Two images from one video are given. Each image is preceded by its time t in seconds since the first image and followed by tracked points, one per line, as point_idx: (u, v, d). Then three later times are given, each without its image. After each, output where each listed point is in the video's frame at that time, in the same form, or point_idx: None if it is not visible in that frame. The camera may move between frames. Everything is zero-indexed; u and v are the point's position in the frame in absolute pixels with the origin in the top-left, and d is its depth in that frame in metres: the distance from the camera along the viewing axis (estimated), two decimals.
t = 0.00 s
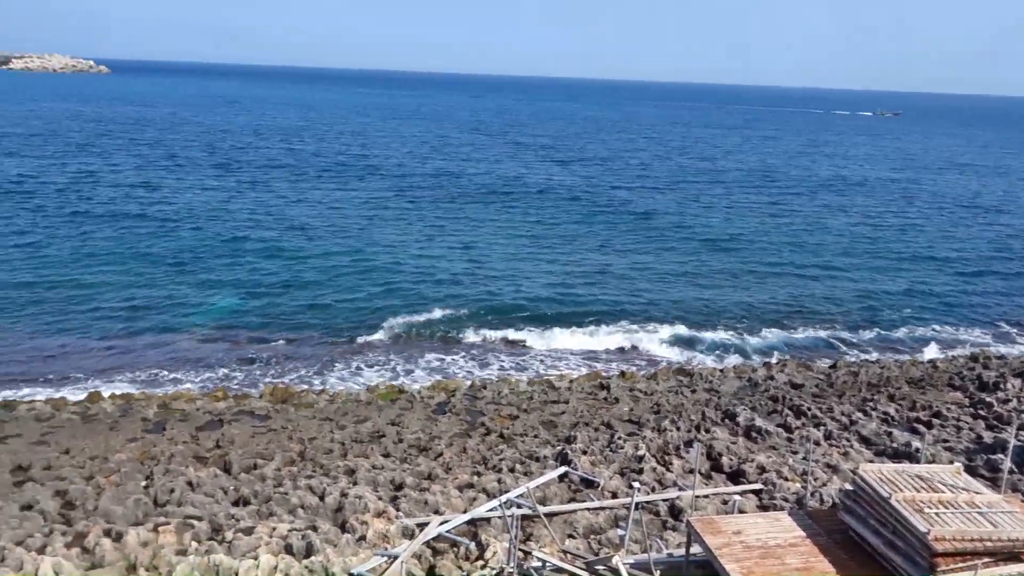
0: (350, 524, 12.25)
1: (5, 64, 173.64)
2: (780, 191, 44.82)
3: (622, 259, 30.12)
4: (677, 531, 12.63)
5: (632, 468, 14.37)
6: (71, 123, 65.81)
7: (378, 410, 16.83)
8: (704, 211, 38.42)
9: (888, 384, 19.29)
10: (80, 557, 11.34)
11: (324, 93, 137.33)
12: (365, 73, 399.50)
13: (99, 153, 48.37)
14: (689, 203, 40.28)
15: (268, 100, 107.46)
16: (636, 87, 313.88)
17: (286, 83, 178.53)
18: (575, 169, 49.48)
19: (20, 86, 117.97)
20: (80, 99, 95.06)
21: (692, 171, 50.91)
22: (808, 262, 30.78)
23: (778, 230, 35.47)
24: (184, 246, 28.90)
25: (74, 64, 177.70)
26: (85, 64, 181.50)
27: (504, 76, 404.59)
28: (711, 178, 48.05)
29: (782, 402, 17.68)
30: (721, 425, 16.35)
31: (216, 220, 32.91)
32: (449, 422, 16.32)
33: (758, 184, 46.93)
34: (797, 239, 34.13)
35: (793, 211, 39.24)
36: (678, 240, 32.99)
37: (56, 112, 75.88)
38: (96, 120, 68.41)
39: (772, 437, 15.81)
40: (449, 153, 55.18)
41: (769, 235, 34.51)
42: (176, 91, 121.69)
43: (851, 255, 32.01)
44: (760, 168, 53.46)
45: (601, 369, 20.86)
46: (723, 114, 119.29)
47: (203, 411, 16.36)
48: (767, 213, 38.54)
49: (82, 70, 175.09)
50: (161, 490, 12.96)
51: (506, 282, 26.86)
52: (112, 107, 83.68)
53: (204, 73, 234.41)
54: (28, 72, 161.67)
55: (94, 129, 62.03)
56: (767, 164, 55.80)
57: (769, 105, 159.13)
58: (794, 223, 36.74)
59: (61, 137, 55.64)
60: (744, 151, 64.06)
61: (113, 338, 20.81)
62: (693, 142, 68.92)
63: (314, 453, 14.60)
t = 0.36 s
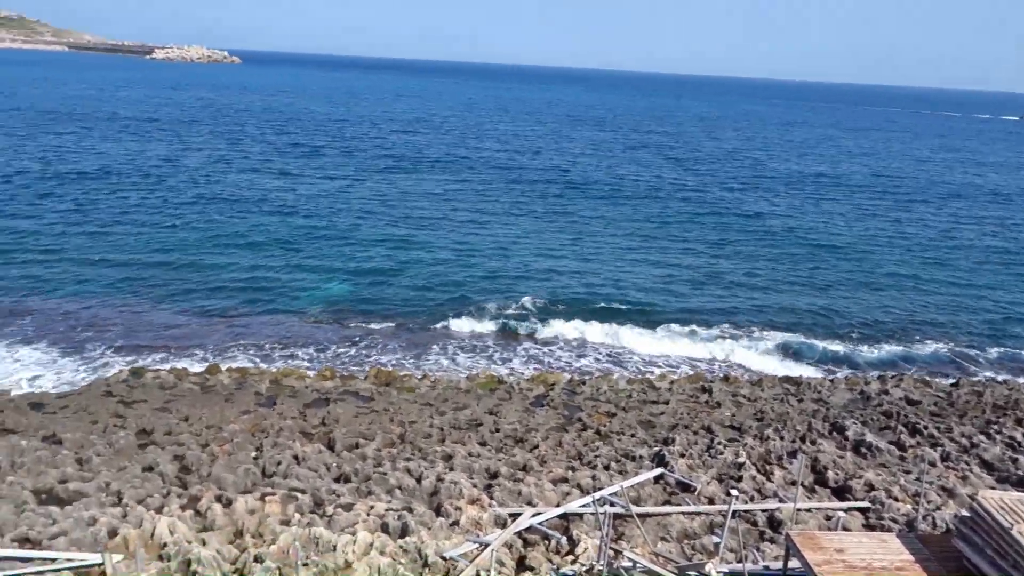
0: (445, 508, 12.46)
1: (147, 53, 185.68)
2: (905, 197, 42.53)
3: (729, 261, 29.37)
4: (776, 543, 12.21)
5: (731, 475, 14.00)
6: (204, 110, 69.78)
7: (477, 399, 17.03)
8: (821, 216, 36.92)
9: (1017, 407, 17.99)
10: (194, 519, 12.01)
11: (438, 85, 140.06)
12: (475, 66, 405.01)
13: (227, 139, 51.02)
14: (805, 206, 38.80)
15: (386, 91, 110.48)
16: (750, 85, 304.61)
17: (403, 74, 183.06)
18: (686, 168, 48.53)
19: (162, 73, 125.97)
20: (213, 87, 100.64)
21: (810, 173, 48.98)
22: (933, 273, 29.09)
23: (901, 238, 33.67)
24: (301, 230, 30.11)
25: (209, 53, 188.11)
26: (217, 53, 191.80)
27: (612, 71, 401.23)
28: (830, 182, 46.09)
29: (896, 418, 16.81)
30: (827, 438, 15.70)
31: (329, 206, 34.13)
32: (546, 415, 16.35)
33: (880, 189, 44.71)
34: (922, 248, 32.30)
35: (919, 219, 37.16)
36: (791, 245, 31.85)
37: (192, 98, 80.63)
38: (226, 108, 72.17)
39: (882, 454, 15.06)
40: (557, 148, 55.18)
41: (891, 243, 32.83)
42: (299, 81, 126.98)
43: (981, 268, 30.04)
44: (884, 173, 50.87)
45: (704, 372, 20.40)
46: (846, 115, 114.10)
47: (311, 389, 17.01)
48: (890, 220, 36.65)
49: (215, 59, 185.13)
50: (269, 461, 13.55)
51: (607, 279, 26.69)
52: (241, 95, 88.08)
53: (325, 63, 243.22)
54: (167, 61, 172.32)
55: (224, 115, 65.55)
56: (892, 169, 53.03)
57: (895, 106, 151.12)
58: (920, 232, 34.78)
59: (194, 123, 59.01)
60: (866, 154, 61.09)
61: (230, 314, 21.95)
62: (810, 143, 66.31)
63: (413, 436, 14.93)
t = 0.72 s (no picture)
0: (498, 498, 12.52)
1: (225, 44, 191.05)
2: (987, 199, 40.85)
3: (794, 262, 28.71)
4: (835, 551, 11.91)
5: (790, 479, 13.72)
6: (277, 99, 71.46)
7: (534, 391, 17.07)
8: (895, 217, 35.76)
9: None
10: (255, 498, 12.35)
11: (506, 77, 140.26)
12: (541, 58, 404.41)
13: (298, 128, 52.19)
14: (878, 207, 37.63)
15: (454, 83, 111.20)
16: (823, 79, 296.24)
17: (471, 66, 183.92)
18: (754, 165, 47.57)
19: (239, 63, 129.43)
20: (286, 77, 102.99)
21: (884, 173, 47.46)
22: (1014, 279, 27.88)
23: (980, 241, 32.37)
24: (366, 219, 30.64)
25: (283, 43, 192.36)
26: (291, 44, 195.99)
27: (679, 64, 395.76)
28: (906, 182, 44.56)
29: (967, 428, 16.20)
30: (893, 446, 15.24)
31: (393, 196, 34.59)
32: (602, 411, 16.28)
33: (960, 190, 43.01)
34: (1004, 253, 30.99)
35: (1001, 223, 35.64)
36: (863, 246, 30.95)
37: (266, 88, 82.65)
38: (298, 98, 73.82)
39: (951, 464, 14.54)
40: (621, 142, 54.71)
41: (969, 247, 31.60)
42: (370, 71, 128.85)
43: None
44: (965, 173, 48.93)
45: (765, 373, 20.03)
46: (926, 111, 109.95)
47: (371, 375, 17.30)
48: (969, 223, 35.25)
49: (289, 50, 189.13)
50: (329, 445, 13.84)
51: (667, 276, 26.43)
52: (313, 86, 89.92)
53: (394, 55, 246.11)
54: (244, 51, 176.97)
55: (296, 105, 67.00)
56: (974, 169, 50.93)
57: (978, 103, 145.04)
58: (1001, 236, 33.36)
59: (267, 112, 60.53)
60: (947, 154, 58.75)
61: (294, 299, 22.48)
62: (886, 142, 64.14)
63: (469, 426, 15.05)
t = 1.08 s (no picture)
0: (545, 494, 12.51)
1: (285, 38, 194.56)
2: None
3: (852, 265, 28.07)
4: (888, 561, 11.63)
5: (844, 486, 13.44)
6: (335, 92, 72.54)
7: (583, 388, 17.01)
8: (960, 222, 34.69)
9: None
10: (305, 484, 12.55)
11: (562, 73, 139.91)
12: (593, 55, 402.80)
13: (354, 122, 52.86)
14: (942, 211, 36.54)
15: (508, 79, 111.29)
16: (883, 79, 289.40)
17: (526, 62, 183.86)
18: (812, 165, 46.64)
19: (300, 56, 131.69)
20: (346, 70, 104.44)
21: (950, 175, 46.03)
22: None
23: None
24: (419, 212, 30.92)
25: (342, 37, 195.04)
26: (349, 37, 198.56)
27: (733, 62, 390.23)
28: (973, 186, 43.15)
29: None
30: (952, 456, 14.82)
31: (446, 190, 34.81)
32: (651, 410, 16.17)
33: None
34: None
35: None
36: (925, 251, 30.12)
37: (324, 81, 83.88)
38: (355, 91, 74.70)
39: (1015, 477, 14.07)
40: (676, 141, 54.11)
41: None
42: (428, 66, 129.85)
43: None
44: None
45: (821, 379, 19.69)
46: (995, 113, 106.18)
47: (421, 367, 17.44)
48: None
49: (346, 43, 191.61)
50: (379, 435, 14.00)
51: (720, 277, 26.08)
52: (371, 80, 90.94)
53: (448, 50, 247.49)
54: (303, 44, 179.97)
55: (353, 99, 67.87)
56: None
57: None
58: None
59: (324, 105, 61.39)
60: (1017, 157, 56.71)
61: (346, 290, 22.78)
62: (953, 144, 62.17)
63: (517, 421, 15.07)
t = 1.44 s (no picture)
0: (608, 507, 12.41)
1: (351, 51, 198.93)
2: None
3: (926, 279, 27.21)
4: None
5: (918, 507, 13.00)
6: (400, 104, 73.79)
7: (646, 401, 16.85)
8: None
9: None
10: (371, 490, 12.71)
11: (623, 82, 139.34)
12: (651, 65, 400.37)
13: (418, 133, 53.66)
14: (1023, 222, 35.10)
15: (570, 89, 111.43)
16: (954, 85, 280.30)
17: (586, 72, 183.81)
18: (883, 175, 45.40)
19: (366, 69, 134.63)
20: (411, 82, 106.19)
21: None
22: None
23: None
24: (481, 223, 31.15)
25: (408, 49, 198.38)
26: (412, 49, 201.89)
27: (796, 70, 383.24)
28: None
29: None
30: None
31: (507, 200, 35.01)
32: (717, 424, 15.93)
33: None
34: None
35: None
36: (1003, 264, 28.98)
37: (389, 93, 85.38)
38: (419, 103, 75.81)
39: None
40: (741, 150, 53.34)
41: None
42: (492, 77, 131.05)
43: None
44: None
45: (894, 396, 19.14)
46: None
47: (483, 377, 17.51)
48: None
49: (411, 55, 194.66)
50: (442, 444, 14.10)
51: (786, 290, 25.55)
52: (435, 91, 92.18)
53: (510, 61, 249.22)
54: (368, 57, 183.86)
55: (418, 110, 68.87)
56: None
57: None
58: None
59: (388, 117, 62.45)
60: None
61: (409, 299, 23.04)
62: None
63: (580, 432, 15.01)
